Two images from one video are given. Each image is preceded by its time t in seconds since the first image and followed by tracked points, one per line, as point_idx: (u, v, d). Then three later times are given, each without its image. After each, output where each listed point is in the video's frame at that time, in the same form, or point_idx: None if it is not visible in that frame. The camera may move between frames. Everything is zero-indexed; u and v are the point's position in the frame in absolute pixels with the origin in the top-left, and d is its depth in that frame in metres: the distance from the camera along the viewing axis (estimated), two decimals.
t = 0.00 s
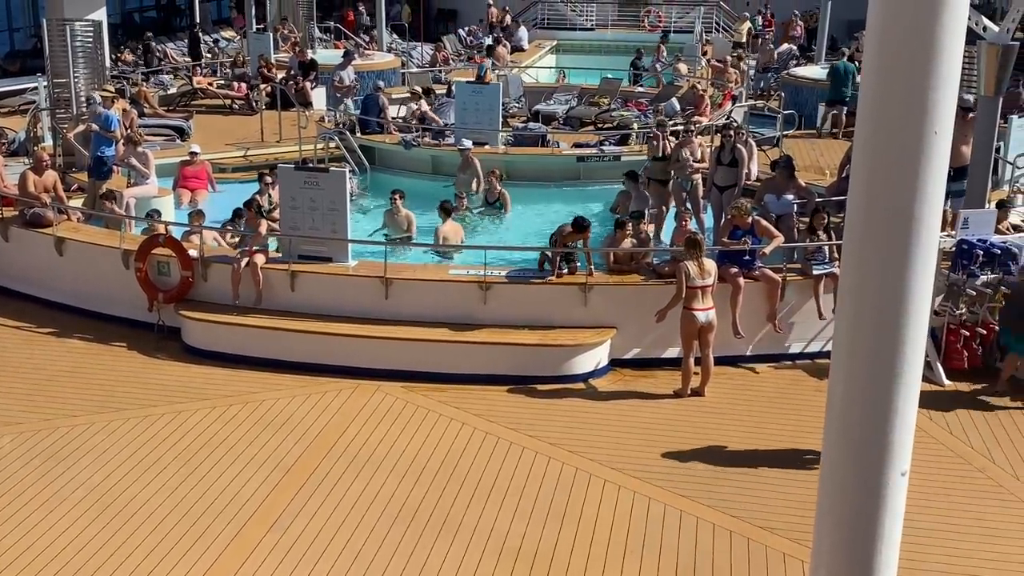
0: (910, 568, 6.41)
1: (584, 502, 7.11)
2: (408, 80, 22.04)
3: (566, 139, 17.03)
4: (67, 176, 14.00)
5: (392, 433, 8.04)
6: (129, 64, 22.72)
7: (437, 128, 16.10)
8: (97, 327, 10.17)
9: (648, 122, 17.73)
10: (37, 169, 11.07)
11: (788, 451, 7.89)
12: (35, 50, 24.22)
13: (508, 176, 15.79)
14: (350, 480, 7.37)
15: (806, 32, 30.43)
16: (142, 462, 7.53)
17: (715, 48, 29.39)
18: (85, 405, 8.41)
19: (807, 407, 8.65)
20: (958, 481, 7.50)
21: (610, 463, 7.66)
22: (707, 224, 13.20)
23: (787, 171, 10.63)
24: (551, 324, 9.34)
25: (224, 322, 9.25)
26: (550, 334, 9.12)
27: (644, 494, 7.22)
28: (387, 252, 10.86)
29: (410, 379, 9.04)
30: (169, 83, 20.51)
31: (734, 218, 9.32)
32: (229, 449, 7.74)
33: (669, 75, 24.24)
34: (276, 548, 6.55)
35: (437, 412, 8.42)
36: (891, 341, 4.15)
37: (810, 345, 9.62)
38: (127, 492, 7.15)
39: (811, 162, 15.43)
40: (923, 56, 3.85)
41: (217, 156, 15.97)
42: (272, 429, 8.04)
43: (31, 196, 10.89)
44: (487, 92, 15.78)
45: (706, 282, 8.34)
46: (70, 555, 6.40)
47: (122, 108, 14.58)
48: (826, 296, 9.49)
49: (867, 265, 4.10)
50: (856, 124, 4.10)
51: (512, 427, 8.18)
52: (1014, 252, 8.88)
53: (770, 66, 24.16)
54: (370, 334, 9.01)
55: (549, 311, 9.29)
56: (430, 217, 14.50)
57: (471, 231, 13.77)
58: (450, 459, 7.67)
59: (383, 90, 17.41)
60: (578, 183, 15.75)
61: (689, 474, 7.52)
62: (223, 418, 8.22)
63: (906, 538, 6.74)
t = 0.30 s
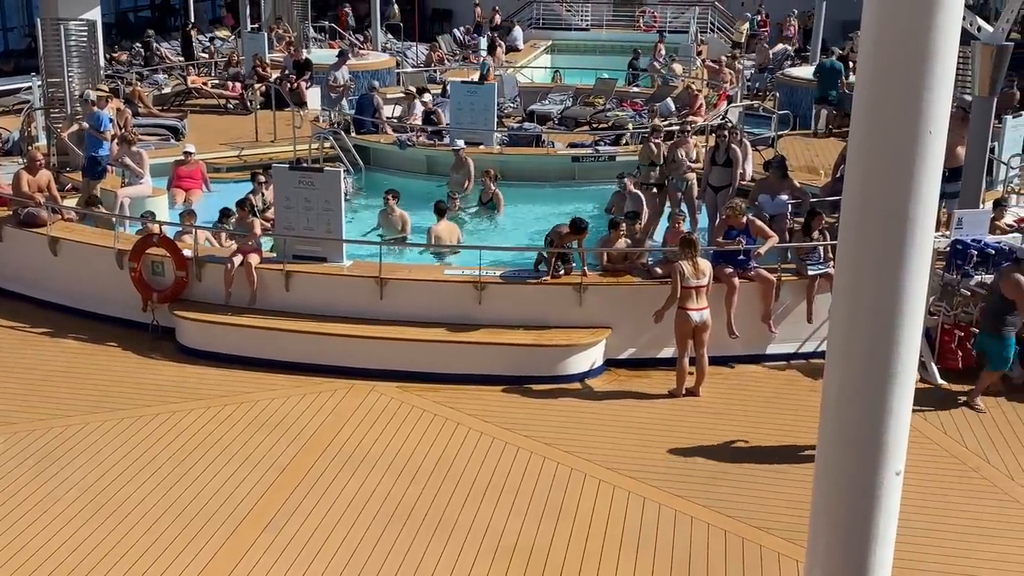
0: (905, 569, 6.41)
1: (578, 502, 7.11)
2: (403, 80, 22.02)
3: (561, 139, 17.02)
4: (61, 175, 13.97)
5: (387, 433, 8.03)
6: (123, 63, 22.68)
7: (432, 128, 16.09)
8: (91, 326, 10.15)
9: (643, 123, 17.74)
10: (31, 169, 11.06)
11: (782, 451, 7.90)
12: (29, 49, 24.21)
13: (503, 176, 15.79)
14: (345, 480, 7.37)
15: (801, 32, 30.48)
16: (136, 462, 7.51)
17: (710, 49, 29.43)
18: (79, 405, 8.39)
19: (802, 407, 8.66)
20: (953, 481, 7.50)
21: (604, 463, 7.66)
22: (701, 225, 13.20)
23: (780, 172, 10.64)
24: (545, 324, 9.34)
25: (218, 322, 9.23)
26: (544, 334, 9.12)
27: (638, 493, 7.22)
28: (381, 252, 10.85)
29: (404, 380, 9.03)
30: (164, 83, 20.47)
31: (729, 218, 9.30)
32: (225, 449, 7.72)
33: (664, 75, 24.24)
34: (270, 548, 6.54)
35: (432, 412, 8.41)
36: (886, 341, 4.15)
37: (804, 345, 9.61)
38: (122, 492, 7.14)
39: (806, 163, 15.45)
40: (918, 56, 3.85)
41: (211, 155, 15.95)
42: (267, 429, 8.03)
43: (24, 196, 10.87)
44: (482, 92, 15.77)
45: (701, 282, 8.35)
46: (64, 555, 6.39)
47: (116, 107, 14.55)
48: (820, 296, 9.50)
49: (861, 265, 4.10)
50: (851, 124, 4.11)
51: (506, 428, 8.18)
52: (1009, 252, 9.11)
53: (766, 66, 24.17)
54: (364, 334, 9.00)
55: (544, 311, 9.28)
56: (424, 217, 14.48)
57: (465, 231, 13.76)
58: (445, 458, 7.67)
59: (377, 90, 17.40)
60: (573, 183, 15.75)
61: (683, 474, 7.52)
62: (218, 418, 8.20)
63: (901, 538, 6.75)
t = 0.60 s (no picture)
0: (901, 569, 6.42)
1: (574, 502, 7.11)
2: (399, 80, 22.01)
3: (557, 140, 17.00)
4: (56, 175, 13.94)
5: (382, 433, 8.03)
6: (119, 63, 22.65)
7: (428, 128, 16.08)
8: (86, 326, 10.14)
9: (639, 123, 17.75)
10: (26, 168, 11.06)
11: (778, 451, 7.91)
12: (24, 49, 24.18)
13: (499, 176, 15.78)
14: (340, 479, 7.36)
15: (797, 32, 30.50)
16: (132, 462, 7.50)
17: (706, 49, 29.45)
18: (74, 405, 8.37)
19: (798, 407, 8.67)
20: (949, 481, 7.51)
21: (600, 463, 7.66)
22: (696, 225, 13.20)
23: (775, 171, 10.64)
24: (541, 324, 9.33)
25: (214, 322, 9.22)
26: (540, 335, 9.12)
27: (634, 493, 7.22)
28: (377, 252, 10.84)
29: (401, 379, 9.02)
30: (159, 83, 20.45)
31: (724, 218, 9.30)
32: (220, 449, 7.71)
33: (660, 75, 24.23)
34: (266, 547, 6.53)
35: (428, 412, 8.40)
36: (880, 341, 4.15)
37: (800, 344, 9.63)
38: (117, 492, 7.12)
39: (802, 163, 15.46)
40: (913, 56, 3.85)
41: (207, 155, 15.93)
42: (263, 429, 8.02)
43: (19, 196, 10.88)
44: (478, 92, 15.77)
45: (697, 282, 8.35)
46: (59, 555, 6.37)
47: (112, 107, 14.52)
48: (816, 296, 9.51)
49: (856, 265, 4.10)
50: (846, 124, 4.11)
51: (502, 428, 8.17)
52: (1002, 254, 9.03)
53: (762, 67, 24.18)
54: (360, 334, 8.99)
55: (540, 311, 9.28)
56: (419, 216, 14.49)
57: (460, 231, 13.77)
58: (441, 458, 7.66)
59: (373, 89, 17.38)
60: (569, 183, 15.75)
61: (680, 474, 7.52)
62: (214, 418, 8.19)
63: (897, 538, 6.76)
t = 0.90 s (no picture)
0: (896, 569, 6.43)
1: (570, 502, 7.11)
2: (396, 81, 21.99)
3: (554, 140, 16.99)
4: (51, 175, 13.92)
5: (379, 434, 8.03)
6: (116, 63, 22.62)
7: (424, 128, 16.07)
8: (82, 327, 10.12)
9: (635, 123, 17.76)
10: (22, 169, 11.05)
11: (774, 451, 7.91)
12: (20, 49, 24.13)
13: (496, 177, 15.78)
14: (337, 480, 7.35)
15: (793, 34, 30.51)
16: (128, 463, 7.50)
17: (703, 50, 29.48)
18: (69, 406, 8.36)
19: (794, 407, 8.67)
20: (944, 481, 7.52)
21: (596, 463, 7.66)
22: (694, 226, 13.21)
23: (771, 172, 10.65)
24: (537, 324, 9.33)
25: (210, 323, 9.21)
26: (537, 335, 9.11)
27: (631, 493, 7.23)
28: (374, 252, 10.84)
29: (397, 380, 9.02)
30: (156, 83, 20.41)
31: (721, 218, 9.31)
32: (217, 450, 7.71)
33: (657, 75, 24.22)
34: (262, 548, 6.53)
35: (424, 413, 8.40)
36: (876, 342, 4.16)
37: (796, 345, 9.64)
38: (114, 493, 7.11)
39: (798, 164, 15.48)
40: (909, 56, 3.86)
41: (204, 156, 15.92)
42: (259, 430, 8.01)
43: (15, 196, 10.87)
44: (475, 92, 15.78)
45: (693, 282, 8.34)
46: (55, 556, 6.37)
47: (108, 107, 14.51)
48: (812, 297, 9.51)
49: (852, 266, 4.11)
50: (842, 124, 4.12)
51: (498, 428, 8.17)
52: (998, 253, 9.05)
53: (758, 68, 24.18)
54: (357, 335, 8.99)
55: (536, 311, 9.28)
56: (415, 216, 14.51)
57: (457, 231, 13.78)
58: (437, 459, 7.66)
59: (370, 89, 17.38)
60: (565, 184, 15.76)
61: (676, 474, 7.52)
62: (210, 419, 8.18)
63: (893, 537, 6.76)
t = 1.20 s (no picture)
0: (893, 570, 6.43)
1: (568, 502, 7.12)
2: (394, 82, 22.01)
3: (551, 142, 16.99)
4: (49, 176, 13.92)
5: (377, 435, 8.03)
6: (114, 65, 22.64)
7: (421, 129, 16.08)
8: (80, 328, 10.12)
9: (633, 125, 17.77)
10: (19, 170, 11.07)
11: (771, 453, 7.92)
12: (18, 50, 24.13)
13: (493, 178, 15.78)
14: (334, 482, 7.35)
15: (790, 35, 30.56)
16: (126, 464, 7.49)
17: (700, 52, 29.54)
18: (67, 407, 8.36)
19: (791, 409, 8.68)
20: (942, 483, 7.53)
21: (594, 464, 7.66)
22: (691, 227, 13.21)
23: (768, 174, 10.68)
24: (535, 325, 9.34)
25: (208, 324, 9.21)
26: (534, 336, 9.11)
27: (628, 494, 7.23)
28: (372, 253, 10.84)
29: (394, 381, 9.02)
30: (154, 84, 20.42)
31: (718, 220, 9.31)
32: (214, 451, 7.70)
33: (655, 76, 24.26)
34: (260, 550, 6.52)
35: (422, 414, 8.40)
36: (875, 342, 4.16)
37: (794, 346, 9.64)
38: (112, 494, 7.11)
39: (796, 165, 15.49)
40: (907, 57, 3.86)
41: (202, 157, 15.93)
42: (257, 431, 8.01)
43: (13, 198, 10.88)
44: (472, 93, 15.82)
45: (690, 283, 8.36)
46: (52, 558, 6.36)
47: (106, 108, 14.53)
48: (809, 298, 9.51)
49: (850, 267, 4.11)
50: (840, 125, 4.12)
51: (496, 429, 8.16)
52: (997, 255, 9.02)
53: (756, 70, 24.22)
54: (355, 336, 8.98)
55: (534, 312, 9.29)
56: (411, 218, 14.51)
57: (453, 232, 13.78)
58: (435, 460, 7.66)
59: (367, 91, 17.39)
60: (563, 185, 15.76)
61: (673, 475, 7.53)
62: (208, 420, 8.18)
63: (890, 539, 6.77)
